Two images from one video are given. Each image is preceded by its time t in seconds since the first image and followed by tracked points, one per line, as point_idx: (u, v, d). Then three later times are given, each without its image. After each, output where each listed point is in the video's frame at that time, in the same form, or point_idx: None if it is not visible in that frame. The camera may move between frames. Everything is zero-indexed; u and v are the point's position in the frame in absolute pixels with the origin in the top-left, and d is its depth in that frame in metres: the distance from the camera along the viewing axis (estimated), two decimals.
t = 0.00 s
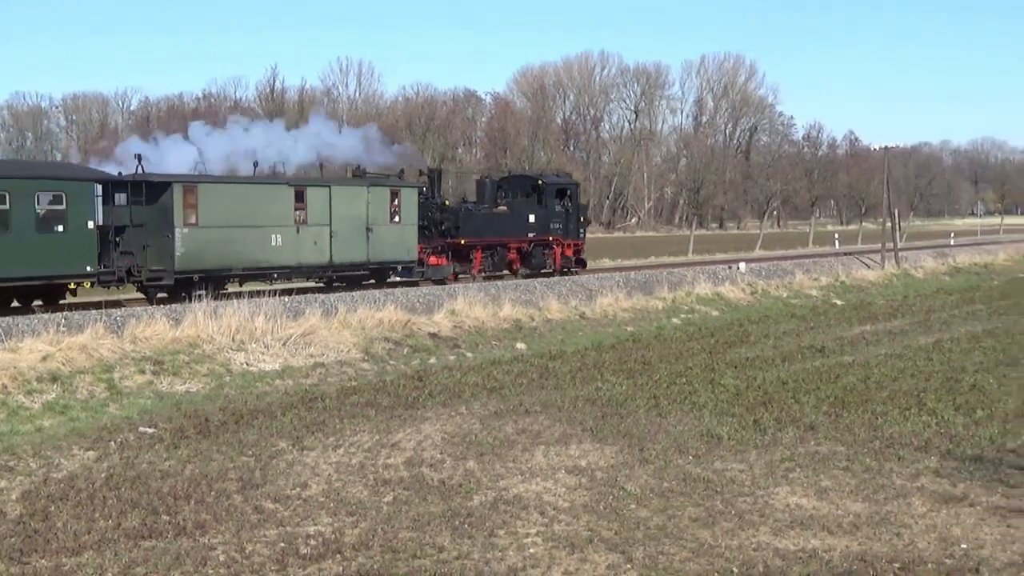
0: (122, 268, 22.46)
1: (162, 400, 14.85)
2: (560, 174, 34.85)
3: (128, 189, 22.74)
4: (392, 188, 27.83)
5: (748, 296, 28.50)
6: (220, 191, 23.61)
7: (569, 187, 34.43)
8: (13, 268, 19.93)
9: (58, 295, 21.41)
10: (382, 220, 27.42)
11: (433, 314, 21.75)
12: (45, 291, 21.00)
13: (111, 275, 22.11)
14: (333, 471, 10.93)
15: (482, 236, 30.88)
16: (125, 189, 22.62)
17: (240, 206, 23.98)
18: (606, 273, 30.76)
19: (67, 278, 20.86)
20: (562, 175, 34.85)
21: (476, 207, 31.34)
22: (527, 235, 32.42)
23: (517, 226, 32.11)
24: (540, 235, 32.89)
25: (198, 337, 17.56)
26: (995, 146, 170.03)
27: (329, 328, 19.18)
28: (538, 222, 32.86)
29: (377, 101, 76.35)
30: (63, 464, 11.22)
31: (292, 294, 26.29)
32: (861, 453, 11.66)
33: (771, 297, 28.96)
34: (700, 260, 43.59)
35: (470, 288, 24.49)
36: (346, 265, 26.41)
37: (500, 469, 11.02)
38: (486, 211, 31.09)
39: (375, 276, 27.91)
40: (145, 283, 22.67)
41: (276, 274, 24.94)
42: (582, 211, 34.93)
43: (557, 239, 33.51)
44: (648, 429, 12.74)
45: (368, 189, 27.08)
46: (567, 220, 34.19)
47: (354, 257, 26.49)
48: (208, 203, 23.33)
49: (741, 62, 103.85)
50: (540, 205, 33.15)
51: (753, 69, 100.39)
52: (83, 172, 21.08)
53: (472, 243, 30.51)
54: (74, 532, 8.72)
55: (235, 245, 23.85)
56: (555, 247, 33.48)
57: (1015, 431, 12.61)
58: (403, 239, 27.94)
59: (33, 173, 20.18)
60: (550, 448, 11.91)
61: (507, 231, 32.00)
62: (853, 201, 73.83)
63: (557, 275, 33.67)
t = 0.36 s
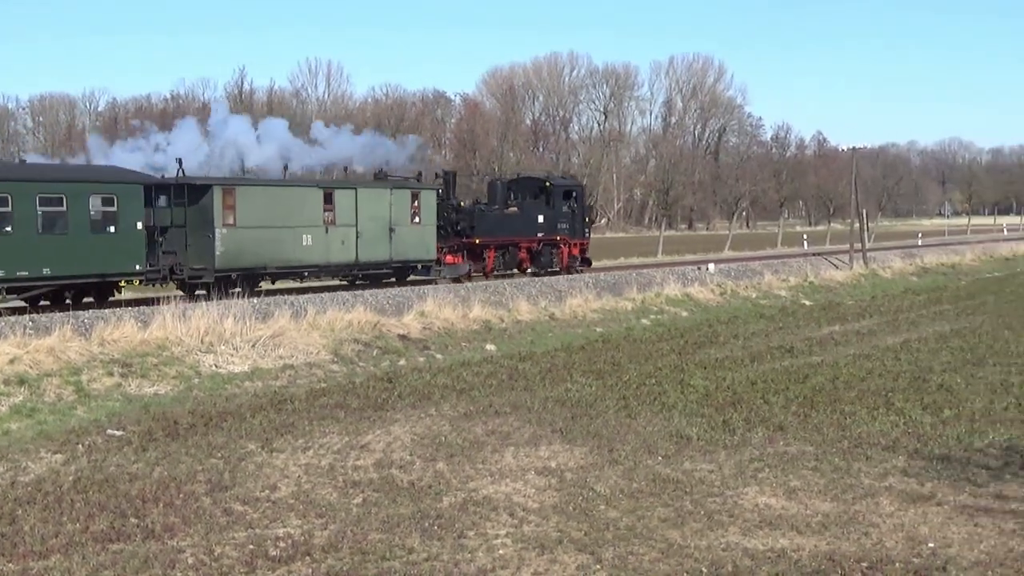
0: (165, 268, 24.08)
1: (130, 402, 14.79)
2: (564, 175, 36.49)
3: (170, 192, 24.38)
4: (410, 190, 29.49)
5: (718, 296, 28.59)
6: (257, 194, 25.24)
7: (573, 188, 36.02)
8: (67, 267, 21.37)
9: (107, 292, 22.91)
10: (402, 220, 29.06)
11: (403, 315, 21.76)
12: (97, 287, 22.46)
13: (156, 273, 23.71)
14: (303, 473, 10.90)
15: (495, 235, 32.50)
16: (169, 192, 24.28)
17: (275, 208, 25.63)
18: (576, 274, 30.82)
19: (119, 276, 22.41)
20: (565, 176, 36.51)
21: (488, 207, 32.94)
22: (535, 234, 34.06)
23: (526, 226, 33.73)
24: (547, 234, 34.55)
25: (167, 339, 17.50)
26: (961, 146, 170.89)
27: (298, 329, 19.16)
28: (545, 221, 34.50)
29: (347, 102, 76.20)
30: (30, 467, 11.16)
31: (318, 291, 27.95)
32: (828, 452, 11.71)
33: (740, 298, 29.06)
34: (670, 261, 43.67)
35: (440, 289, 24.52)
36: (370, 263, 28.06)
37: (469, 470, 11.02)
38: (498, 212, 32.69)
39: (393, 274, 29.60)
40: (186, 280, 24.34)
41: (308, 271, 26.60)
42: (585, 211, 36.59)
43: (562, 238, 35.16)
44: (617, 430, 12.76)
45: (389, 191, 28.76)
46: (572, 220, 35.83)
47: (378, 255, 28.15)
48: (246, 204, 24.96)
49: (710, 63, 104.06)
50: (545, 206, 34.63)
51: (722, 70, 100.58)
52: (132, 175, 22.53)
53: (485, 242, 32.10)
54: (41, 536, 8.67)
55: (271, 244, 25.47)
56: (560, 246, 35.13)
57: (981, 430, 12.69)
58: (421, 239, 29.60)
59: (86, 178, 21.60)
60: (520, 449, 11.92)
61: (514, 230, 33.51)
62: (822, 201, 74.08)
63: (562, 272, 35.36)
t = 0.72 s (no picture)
0: (205, 264, 25.39)
1: (101, 404, 14.74)
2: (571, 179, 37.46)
3: (209, 193, 25.75)
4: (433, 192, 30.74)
5: (690, 297, 28.65)
6: (290, 196, 26.59)
7: (581, 190, 36.96)
8: (118, 264, 22.91)
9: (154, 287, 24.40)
10: (424, 221, 30.27)
11: (376, 316, 21.77)
12: (145, 283, 24.02)
13: (197, 271, 24.99)
14: (274, 474, 10.88)
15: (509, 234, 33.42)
16: (208, 193, 25.65)
17: (306, 209, 26.95)
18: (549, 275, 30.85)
19: (167, 272, 24.00)
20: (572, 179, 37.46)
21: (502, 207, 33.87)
22: (546, 234, 34.96)
23: (537, 226, 34.65)
24: (557, 234, 35.47)
25: (138, 340, 17.44)
26: (929, 147, 171.42)
27: (271, 330, 19.14)
28: (555, 221, 35.42)
29: (319, 104, 76.06)
30: None
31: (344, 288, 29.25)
32: (800, 452, 11.75)
33: (712, 298, 29.13)
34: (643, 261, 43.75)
35: (413, 290, 24.53)
36: (394, 261, 29.33)
37: (442, 470, 11.04)
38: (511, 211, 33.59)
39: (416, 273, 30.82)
40: (224, 276, 25.84)
41: (336, 269, 27.91)
42: (592, 213, 37.54)
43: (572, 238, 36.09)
44: (589, 430, 12.79)
45: (413, 193, 30.03)
46: (580, 219, 36.73)
47: (401, 255, 29.39)
48: (280, 205, 26.28)
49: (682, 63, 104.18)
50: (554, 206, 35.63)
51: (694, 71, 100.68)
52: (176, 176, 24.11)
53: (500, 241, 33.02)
54: (12, 538, 8.64)
55: (303, 243, 26.77)
56: (569, 245, 36.06)
57: (951, 429, 12.75)
58: (443, 240, 30.80)
59: (134, 180, 23.17)
60: (492, 449, 11.94)
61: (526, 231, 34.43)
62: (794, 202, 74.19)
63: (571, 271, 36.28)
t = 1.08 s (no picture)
0: (248, 260, 26.88)
1: (80, 403, 14.69)
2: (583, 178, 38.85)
3: (250, 193, 27.15)
4: (456, 190, 32.13)
5: (671, 296, 28.67)
6: (326, 196, 27.97)
7: (593, 190, 38.34)
8: (171, 261, 23.99)
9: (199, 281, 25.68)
10: (449, 219, 31.64)
11: (356, 315, 21.73)
12: (194, 278, 25.06)
13: (242, 266, 26.52)
14: (254, 474, 10.85)
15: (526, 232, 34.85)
16: (250, 193, 27.11)
17: (341, 208, 28.35)
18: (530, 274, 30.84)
19: (213, 268, 25.04)
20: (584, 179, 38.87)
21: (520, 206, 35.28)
22: (560, 231, 36.38)
23: (552, 224, 36.05)
24: (569, 232, 36.89)
25: (118, 339, 17.38)
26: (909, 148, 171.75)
27: (251, 329, 19.08)
28: (568, 219, 36.81)
29: (300, 103, 75.87)
30: None
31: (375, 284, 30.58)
32: (780, 452, 11.74)
33: (693, 298, 29.14)
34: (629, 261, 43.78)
35: (393, 289, 24.51)
36: (422, 257, 30.68)
37: (423, 470, 11.01)
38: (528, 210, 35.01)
39: (441, 268, 32.21)
40: (265, 272, 27.19)
41: (370, 265, 29.29)
42: (602, 212, 38.94)
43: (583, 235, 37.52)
44: (570, 430, 12.77)
45: (439, 193, 31.41)
46: (591, 217, 38.14)
47: (428, 251, 30.71)
48: (318, 204, 27.67)
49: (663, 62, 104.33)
50: (569, 205, 37.07)
51: (675, 70, 100.73)
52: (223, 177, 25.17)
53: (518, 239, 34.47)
54: None
55: (339, 240, 28.17)
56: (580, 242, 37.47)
57: (931, 429, 12.76)
58: (466, 237, 32.17)
59: (185, 181, 24.21)
60: (473, 449, 11.92)
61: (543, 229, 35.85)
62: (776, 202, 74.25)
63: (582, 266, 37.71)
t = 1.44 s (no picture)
0: (288, 257, 27.59)
1: (62, 403, 14.65)
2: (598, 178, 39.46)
3: (290, 193, 27.85)
4: (480, 191, 32.64)
5: (654, 296, 28.69)
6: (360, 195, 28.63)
7: (607, 190, 38.94)
8: (222, 257, 24.81)
9: (242, 278, 26.28)
10: (474, 218, 32.19)
11: (339, 315, 21.70)
12: (240, 274, 25.91)
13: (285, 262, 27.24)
14: (237, 474, 10.83)
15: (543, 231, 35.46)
16: (289, 193, 27.80)
17: (373, 208, 28.99)
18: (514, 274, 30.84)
19: (258, 265, 25.85)
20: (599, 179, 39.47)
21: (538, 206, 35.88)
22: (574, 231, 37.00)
23: (568, 224, 36.66)
24: (584, 232, 37.52)
25: (100, 339, 17.33)
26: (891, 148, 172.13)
27: (234, 329, 19.04)
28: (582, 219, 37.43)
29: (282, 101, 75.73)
30: None
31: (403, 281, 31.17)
32: (763, 452, 11.75)
33: (676, 298, 29.17)
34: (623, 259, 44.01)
35: (376, 289, 24.48)
36: (448, 256, 31.27)
37: (406, 470, 11.01)
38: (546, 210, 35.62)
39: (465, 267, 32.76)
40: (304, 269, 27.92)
41: (400, 262, 29.90)
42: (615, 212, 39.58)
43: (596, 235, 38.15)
44: (553, 430, 12.77)
45: (465, 194, 31.96)
46: (605, 217, 38.74)
47: (454, 249, 31.35)
48: (353, 204, 28.33)
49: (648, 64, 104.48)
50: (584, 205, 37.64)
51: (659, 71, 100.88)
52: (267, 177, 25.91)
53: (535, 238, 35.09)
54: None
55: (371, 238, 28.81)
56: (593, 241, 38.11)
57: (912, 429, 12.77)
58: (489, 236, 32.73)
59: (232, 181, 24.97)
60: (455, 449, 11.91)
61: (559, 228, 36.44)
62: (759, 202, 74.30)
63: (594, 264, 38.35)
